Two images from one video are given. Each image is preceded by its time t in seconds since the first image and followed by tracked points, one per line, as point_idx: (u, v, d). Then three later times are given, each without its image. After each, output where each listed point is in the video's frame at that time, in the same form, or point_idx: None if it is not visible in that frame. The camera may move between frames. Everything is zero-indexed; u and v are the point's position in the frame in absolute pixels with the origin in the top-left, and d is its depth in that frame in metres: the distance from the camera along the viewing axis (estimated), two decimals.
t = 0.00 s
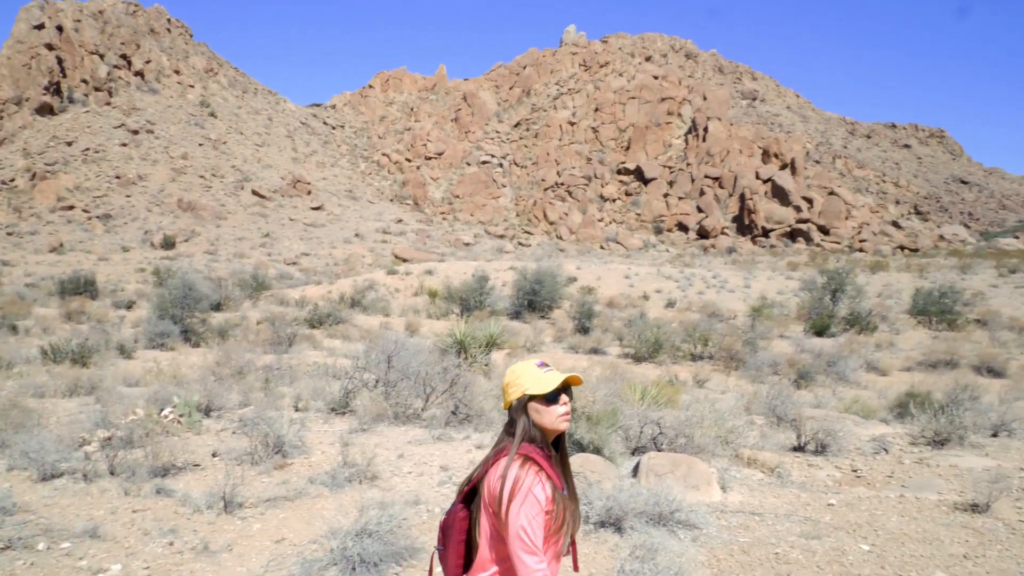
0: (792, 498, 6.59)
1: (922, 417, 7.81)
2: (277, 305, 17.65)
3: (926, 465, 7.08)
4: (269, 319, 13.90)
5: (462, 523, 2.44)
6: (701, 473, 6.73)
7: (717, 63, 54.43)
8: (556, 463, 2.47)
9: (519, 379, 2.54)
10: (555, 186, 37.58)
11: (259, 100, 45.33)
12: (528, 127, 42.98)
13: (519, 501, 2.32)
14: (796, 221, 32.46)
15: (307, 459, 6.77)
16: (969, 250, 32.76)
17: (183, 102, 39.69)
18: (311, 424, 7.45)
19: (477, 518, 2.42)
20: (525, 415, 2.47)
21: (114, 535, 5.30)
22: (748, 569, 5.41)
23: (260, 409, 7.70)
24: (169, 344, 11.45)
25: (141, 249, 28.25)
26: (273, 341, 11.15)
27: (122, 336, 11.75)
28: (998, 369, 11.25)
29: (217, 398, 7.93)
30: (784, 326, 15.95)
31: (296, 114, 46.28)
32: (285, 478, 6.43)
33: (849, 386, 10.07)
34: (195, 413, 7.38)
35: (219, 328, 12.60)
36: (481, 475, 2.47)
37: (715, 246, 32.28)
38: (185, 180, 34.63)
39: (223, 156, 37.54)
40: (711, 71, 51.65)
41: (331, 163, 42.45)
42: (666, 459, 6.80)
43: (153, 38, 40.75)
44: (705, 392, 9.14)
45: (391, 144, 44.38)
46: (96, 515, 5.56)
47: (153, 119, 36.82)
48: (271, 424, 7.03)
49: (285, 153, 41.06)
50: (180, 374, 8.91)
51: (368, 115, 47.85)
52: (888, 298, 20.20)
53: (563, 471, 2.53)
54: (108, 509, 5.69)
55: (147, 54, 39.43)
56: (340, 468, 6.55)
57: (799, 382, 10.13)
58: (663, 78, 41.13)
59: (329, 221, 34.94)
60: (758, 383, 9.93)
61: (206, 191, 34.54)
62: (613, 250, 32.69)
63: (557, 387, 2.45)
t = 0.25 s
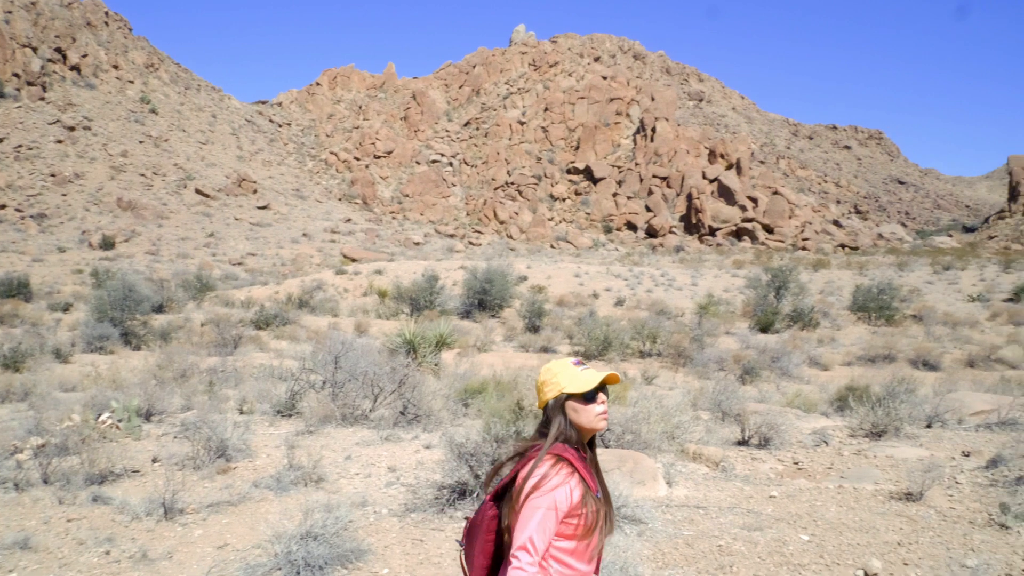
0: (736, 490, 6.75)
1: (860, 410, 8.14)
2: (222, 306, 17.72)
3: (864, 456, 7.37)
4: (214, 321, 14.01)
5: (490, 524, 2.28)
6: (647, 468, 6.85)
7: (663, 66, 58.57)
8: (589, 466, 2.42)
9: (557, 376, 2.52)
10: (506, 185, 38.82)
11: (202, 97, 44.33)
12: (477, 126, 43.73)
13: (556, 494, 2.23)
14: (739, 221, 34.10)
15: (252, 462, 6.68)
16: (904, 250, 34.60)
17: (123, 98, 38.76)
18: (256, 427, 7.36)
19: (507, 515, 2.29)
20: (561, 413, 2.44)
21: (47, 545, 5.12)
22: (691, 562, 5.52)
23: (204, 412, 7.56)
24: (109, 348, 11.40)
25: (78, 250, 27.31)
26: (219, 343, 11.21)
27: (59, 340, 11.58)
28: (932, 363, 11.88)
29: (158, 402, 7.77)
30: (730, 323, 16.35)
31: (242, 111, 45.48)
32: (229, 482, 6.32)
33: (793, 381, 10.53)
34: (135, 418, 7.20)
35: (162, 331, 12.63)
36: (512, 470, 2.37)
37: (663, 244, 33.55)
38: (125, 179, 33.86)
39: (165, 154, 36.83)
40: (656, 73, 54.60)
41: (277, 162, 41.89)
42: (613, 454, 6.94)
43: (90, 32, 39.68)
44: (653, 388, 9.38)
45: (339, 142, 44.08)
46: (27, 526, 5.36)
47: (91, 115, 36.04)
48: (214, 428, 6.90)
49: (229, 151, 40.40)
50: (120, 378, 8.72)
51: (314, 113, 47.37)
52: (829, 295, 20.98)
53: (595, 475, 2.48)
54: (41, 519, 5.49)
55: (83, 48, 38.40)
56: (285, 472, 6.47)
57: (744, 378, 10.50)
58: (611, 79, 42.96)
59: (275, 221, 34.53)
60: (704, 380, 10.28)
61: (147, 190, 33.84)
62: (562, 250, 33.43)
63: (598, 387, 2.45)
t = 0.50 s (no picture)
0: (680, 484, 6.88)
1: (801, 403, 8.42)
2: (164, 307, 17.60)
3: (805, 448, 7.60)
4: (154, 323, 14.09)
5: (542, 536, 2.32)
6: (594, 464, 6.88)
7: (611, 66, 60.16)
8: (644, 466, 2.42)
9: (604, 375, 2.50)
10: (455, 184, 39.35)
11: (142, 92, 43.03)
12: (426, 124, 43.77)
13: (612, 498, 2.23)
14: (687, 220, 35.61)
15: (194, 467, 6.57)
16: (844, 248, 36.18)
17: (57, 92, 37.76)
18: (198, 430, 7.25)
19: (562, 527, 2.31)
20: (612, 414, 2.43)
21: None
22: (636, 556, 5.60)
23: (143, 416, 7.42)
24: (44, 351, 11.30)
25: (10, 250, 26.18)
26: (161, 346, 11.37)
27: None
28: (870, 357, 12.32)
29: (95, 406, 7.61)
30: (677, 320, 16.64)
31: (184, 107, 44.16)
32: (170, 487, 6.19)
33: (738, 376, 10.86)
34: (70, 424, 7.02)
35: (99, 333, 12.54)
36: (564, 478, 2.37)
37: (612, 243, 34.64)
38: (60, 176, 32.98)
39: (103, 151, 35.97)
40: (604, 72, 56.22)
41: (222, 159, 40.79)
42: (561, 451, 6.94)
43: (21, 23, 38.60)
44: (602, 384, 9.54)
45: (285, 139, 43.08)
46: None
47: (24, 109, 35.15)
48: (154, 432, 6.74)
49: (171, 147, 39.43)
50: (54, 382, 8.49)
51: (260, 109, 45.94)
52: (773, 292, 21.52)
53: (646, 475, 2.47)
54: None
55: (13, 40, 37.38)
56: (228, 475, 6.36)
57: (691, 374, 10.76)
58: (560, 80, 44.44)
59: (219, 219, 33.78)
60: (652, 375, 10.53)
61: (84, 188, 32.96)
62: (512, 248, 33.97)
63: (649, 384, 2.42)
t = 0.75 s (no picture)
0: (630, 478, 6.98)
1: (747, 397, 8.65)
2: (105, 307, 17.24)
3: (749, 441, 7.80)
4: (94, 324, 13.97)
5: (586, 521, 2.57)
6: (543, 460, 6.95)
7: (562, 64, 61.67)
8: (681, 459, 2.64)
9: (654, 374, 2.63)
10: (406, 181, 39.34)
11: (81, 86, 42.30)
12: (376, 121, 43.24)
13: (669, 497, 2.44)
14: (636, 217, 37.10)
15: (135, 471, 6.43)
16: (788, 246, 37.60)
17: None
18: (139, 433, 7.11)
19: (618, 517, 2.54)
20: (660, 412, 2.59)
21: None
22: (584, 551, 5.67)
23: (82, 419, 7.25)
24: None
25: None
26: (102, 347, 11.28)
27: None
28: (814, 351, 12.70)
29: (30, 410, 7.40)
30: (627, 316, 16.90)
31: (125, 101, 43.03)
32: (109, 492, 6.04)
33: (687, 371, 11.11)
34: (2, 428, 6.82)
35: (36, 335, 12.22)
36: (618, 474, 2.54)
37: (564, 240, 35.41)
38: None
39: (40, 146, 35.25)
40: (555, 71, 57.92)
41: (165, 154, 39.80)
42: (510, 449, 6.98)
43: None
44: (554, 380, 9.73)
45: (232, 134, 41.88)
46: None
47: None
48: (92, 435, 6.59)
49: (112, 143, 38.60)
50: None
51: (205, 104, 44.30)
52: (722, 288, 22.00)
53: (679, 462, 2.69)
54: None
55: None
56: (171, 478, 6.23)
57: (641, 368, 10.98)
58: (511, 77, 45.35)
59: (163, 217, 33.18)
60: (602, 371, 10.71)
61: (19, 184, 32.14)
62: (464, 245, 34.30)
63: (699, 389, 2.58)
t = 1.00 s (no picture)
0: (582, 474, 7.05)
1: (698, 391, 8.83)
2: (46, 307, 16.77)
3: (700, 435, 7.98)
4: (36, 324, 13.68)
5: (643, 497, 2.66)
6: (495, 458, 6.99)
7: (515, 62, 62.89)
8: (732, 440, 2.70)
9: (709, 359, 2.69)
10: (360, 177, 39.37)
11: (19, 78, 41.35)
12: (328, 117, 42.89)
13: (725, 476, 2.52)
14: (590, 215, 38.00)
15: (76, 475, 6.27)
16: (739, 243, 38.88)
17: None
18: (80, 437, 6.96)
19: (672, 495, 2.63)
20: (716, 396, 2.66)
21: None
22: (535, 547, 5.71)
23: (20, 423, 7.06)
24: None
25: None
26: (42, 348, 10.98)
27: None
28: (763, 346, 13.04)
29: None
30: (581, 313, 17.11)
31: (66, 94, 41.88)
32: (48, 498, 5.88)
33: (640, 367, 11.34)
34: None
35: None
36: (673, 454, 2.63)
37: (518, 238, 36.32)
38: None
39: None
40: (509, 68, 59.16)
41: (110, 149, 38.79)
42: (463, 446, 6.99)
43: None
44: (509, 378, 9.89)
45: (179, 129, 40.94)
46: None
47: None
48: (30, 439, 6.43)
49: (53, 138, 37.60)
50: None
51: (151, 98, 43.33)
52: (674, 284, 22.39)
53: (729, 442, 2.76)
54: None
55: None
56: (114, 483, 6.09)
57: (594, 365, 11.18)
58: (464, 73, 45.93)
59: (108, 213, 32.40)
60: (556, 369, 10.91)
61: None
62: (419, 242, 34.79)
63: (753, 376, 2.67)
